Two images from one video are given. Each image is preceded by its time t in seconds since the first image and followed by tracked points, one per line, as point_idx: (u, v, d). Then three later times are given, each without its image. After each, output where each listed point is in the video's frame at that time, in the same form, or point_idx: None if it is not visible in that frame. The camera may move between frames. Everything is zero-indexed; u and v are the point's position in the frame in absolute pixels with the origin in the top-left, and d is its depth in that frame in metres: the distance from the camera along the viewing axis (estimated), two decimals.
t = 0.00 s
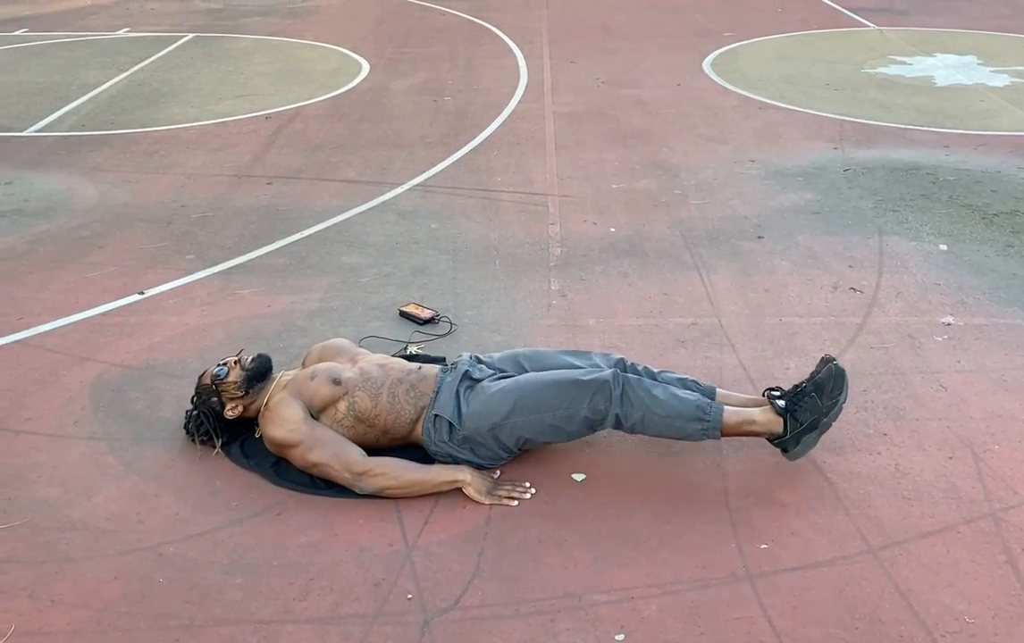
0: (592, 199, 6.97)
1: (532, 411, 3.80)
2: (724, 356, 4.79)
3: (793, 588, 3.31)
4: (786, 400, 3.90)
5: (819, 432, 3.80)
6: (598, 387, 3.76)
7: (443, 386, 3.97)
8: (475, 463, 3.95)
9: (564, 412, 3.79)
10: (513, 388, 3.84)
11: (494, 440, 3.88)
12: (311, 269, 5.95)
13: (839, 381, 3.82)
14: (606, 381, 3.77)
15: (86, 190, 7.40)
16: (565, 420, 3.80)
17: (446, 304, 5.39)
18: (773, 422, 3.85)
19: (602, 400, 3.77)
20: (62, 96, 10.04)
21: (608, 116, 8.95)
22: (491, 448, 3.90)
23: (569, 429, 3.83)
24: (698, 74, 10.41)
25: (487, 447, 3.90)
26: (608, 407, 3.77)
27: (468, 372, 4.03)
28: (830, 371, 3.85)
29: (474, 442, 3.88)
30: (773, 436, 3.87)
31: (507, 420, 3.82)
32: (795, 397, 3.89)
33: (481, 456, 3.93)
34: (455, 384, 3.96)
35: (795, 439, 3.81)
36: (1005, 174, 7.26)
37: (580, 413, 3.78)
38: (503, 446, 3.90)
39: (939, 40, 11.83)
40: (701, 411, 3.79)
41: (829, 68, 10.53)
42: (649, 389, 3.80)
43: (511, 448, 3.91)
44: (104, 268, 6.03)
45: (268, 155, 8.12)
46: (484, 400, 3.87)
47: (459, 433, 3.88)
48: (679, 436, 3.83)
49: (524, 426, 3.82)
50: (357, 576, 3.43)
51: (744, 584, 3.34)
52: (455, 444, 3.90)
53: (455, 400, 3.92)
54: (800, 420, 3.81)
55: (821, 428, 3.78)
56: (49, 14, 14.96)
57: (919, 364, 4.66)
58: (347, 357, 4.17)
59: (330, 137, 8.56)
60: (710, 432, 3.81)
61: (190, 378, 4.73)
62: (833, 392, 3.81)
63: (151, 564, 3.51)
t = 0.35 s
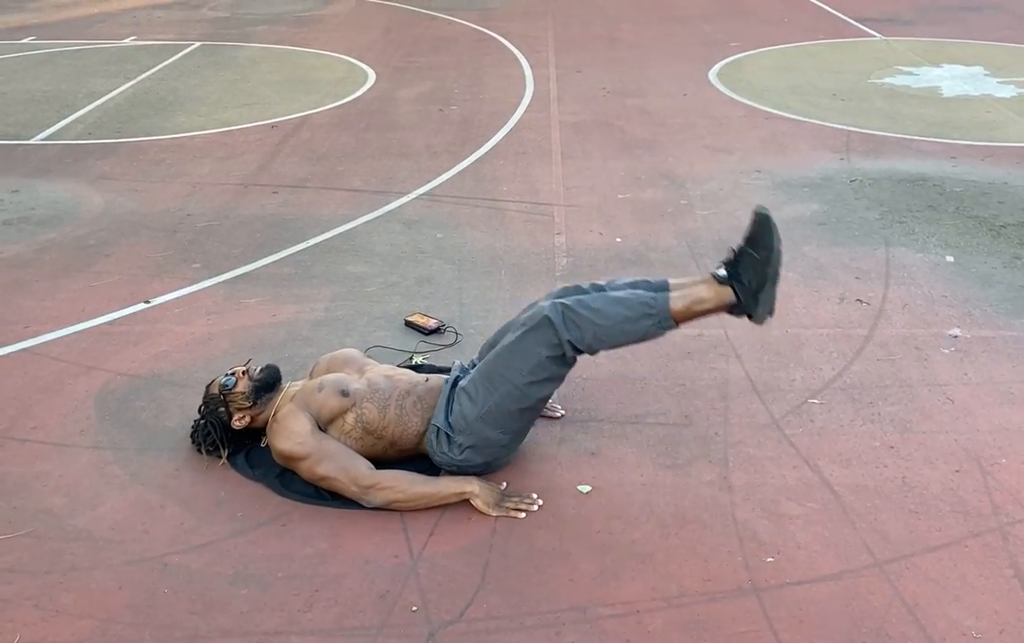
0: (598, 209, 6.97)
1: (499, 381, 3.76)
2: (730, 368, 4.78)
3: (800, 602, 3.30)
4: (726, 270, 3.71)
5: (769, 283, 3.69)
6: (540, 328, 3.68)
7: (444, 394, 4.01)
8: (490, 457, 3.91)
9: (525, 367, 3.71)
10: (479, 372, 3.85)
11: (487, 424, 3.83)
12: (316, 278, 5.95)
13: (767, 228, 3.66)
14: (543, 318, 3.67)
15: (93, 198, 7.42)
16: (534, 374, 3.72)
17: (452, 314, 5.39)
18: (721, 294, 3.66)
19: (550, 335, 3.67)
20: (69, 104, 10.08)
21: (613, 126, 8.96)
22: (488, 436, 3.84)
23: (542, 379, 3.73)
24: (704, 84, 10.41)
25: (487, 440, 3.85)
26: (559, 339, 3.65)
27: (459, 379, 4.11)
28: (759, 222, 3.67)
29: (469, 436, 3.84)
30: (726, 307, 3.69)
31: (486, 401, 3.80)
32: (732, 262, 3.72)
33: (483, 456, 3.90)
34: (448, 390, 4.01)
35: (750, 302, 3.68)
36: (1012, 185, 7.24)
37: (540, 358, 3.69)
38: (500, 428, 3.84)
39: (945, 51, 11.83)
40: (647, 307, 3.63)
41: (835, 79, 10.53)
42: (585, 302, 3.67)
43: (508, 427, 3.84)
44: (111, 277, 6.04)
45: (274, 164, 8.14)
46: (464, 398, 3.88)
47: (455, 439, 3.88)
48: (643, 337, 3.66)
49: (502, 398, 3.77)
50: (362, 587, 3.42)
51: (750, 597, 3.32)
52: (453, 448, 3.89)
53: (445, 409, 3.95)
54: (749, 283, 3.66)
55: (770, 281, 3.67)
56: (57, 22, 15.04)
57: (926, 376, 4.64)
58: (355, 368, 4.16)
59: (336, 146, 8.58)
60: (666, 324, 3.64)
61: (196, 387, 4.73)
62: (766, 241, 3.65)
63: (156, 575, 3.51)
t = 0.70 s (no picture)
0: (603, 218, 7.00)
1: (411, 371, 3.81)
2: (735, 377, 4.80)
3: (806, 611, 3.30)
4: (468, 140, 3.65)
5: (496, 109, 3.51)
6: (398, 308, 3.78)
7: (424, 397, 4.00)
8: (469, 439, 3.90)
9: (415, 344, 3.77)
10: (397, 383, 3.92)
11: (436, 408, 3.84)
12: (323, 286, 5.98)
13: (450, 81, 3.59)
14: (393, 300, 3.79)
15: (101, 206, 7.46)
16: (427, 344, 3.77)
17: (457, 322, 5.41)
18: (478, 157, 3.58)
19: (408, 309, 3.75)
20: (76, 112, 10.14)
21: (618, 135, 9.00)
22: (448, 417, 3.84)
23: (433, 342, 3.76)
24: (709, 94, 10.45)
25: (450, 424, 3.85)
26: (414, 303, 3.73)
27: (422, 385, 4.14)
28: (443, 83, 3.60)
29: (431, 430, 3.85)
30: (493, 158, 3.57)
31: (418, 394, 3.82)
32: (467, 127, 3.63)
33: (463, 439, 3.89)
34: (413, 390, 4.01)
35: (497, 137, 3.50)
36: (1016, 196, 7.26)
37: (418, 329, 3.75)
38: (450, 404, 3.84)
39: (950, 61, 11.86)
40: (439, 221, 3.66)
41: (839, 89, 10.57)
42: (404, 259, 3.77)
43: (457, 400, 3.84)
44: (118, 284, 6.07)
45: (281, 172, 8.18)
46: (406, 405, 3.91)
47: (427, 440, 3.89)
48: (463, 245, 3.66)
49: (426, 381, 3.79)
50: (368, 594, 3.43)
51: (755, 606, 3.33)
52: (431, 445, 3.90)
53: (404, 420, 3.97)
54: (482, 130, 3.53)
55: (500, 108, 3.51)
56: (65, 31, 15.13)
57: (931, 386, 4.65)
58: (351, 378, 4.20)
59: (342, 155, 8.62)
60: (467, 215, 3.63)
61: (202, 394, 4.75)
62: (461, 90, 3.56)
63: (163, 580, 3.52)
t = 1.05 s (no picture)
0: (607, 225, 7.01)
1: (390, 379, 3.80)
2: (739, 384, 4.80)
3: (810, 619, 3.30)
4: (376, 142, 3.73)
5: (395, 99, 3.63)
6: (363, 321, 3.79)
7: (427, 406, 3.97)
8: (465, 434, 3.88)
9: (388, 351, 3.76)
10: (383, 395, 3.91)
11: (424, 407, 3.82)
12: (327, 292, 5.99)
13: (343, 86, 3.69)
14: (357, 315, 3.80)
15: (106, 211, 7.48)
16: (399, 347, 3.76)
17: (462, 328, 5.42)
18: (392, 152, 3.66)
19: (373, 320, 3.76)
20: (81, 118, 10.17)
21: (622, 142, 9.01)
22: (438, 415, 3.82)
23: (406, 346, 3.76)
24: (712, 101, 10.47)
25: (442, 422, 3.83)
26: (377, 312, 3.74)
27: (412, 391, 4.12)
28: (339, 93, 3.72)
29: (425, 431, 3.83)
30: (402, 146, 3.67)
31: (403, 398, 3.81)
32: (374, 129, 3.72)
33: (459, 434, 3.87)
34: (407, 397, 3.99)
35: (403, 124, 3.61)
36: (1021, 204, 7.26)
37: (386, 335, 3.75)
38: (438, 400, 3.82)
39: (954, 69, 11.87)
40: (379, 225, 3.68)
41: (844, 97, 10.58)
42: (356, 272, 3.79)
43: (444, 396, 3.82)
44: (124, 289, 6.08)
45: (286, 178, 8.20)
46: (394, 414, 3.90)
47: (422, 443, 3.88)
48: (406, 241, 3.68)
49: (406, 384, 3.78)
50: (373, 600, 3.43)
51: (760, 613, 3.32)
52: (429, 447, 3.88)
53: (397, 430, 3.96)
54: (388, 122, 3.64)
55: (394, 95, 3.63)
56: (70, 36, 15.19)
57: (936, 394, 4.65)
58: (361, 386, 4.21)
59: (347, 161, 8.64)
60: (399, 210, 3.67)
61: (207, 400, 4.76)
62: (354, 90, 3.67)
63: (168, 586, 3.52)
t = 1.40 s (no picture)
0: (607, 229, 7.02)
1: (436, 385, 3.79)
2: (739, 388, 4.80)
3: (810, 623, 3.30)
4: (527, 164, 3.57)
5: (566, 142, 3.44)
6: (433, 322, 3.74)
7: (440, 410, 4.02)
8: (482, 459, 3.91)
9: (447, 362, 3.75)
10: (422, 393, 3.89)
11: (456, 424, 3.84)
12: (328, 295, 6.00)
13: (524, 103, 3.48)
14: (430, 313, 3.75)
15: (107, 215, 7.49)
16: (458, 362, 3.75)
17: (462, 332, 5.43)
18: (537, 186, 3.51)
19: (444, 326, 3.72)
20: (83, 121, 10.19)
21: (623, 147, 9.03)
22: (465, 435, 3.85)
23: (465, 363, 3.75)
24: (713, 106, 10.48)
25: (466, 442, 3.86)
26: (451, 321, 3.70)
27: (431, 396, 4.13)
28: (514, 105, 3.51)
29: (447, 446, 3.85)
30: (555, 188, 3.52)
31: (440, 408, 3.81)
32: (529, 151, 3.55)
33: (476, 457, 3.90)
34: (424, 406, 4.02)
35: (564, 171, 3.44)
36: (1021, 209, 7.26)
37: (452, 346, 3.73)
38: (471, 422, 3.84)
39: (956, 75, 11.87)
40: (491, 243, 3.60)
41: (845, 102, 10.59)
42: (447, 274, 3.72)
43: (478, 419, 3.85)
44: (125, 292, 6.09)
45: (287, 182, 8.21)
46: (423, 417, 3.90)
47: (438, 454, 3.89)
48: (513, 271, 3.62)
49: (451, 398, 3.78)
50: (373, 603, 3.43)
51: (760, 618, 3.32)
52: (443, 460, 3.90)
53: (417, 432, 3.96)
54: (547, 159, 3.47)
55: (569, 136, 3.43)
56: (73, 40, 15.23)
57: (936, 399, 4.65)
58: (361, 388, 4.22)
59: (348, 165, 8.66)
60: (517, 245, 3.58)
61: (208, 403, 4.76)
62: (531, 114, 3.46)
63: (168, 588, 3.53)
